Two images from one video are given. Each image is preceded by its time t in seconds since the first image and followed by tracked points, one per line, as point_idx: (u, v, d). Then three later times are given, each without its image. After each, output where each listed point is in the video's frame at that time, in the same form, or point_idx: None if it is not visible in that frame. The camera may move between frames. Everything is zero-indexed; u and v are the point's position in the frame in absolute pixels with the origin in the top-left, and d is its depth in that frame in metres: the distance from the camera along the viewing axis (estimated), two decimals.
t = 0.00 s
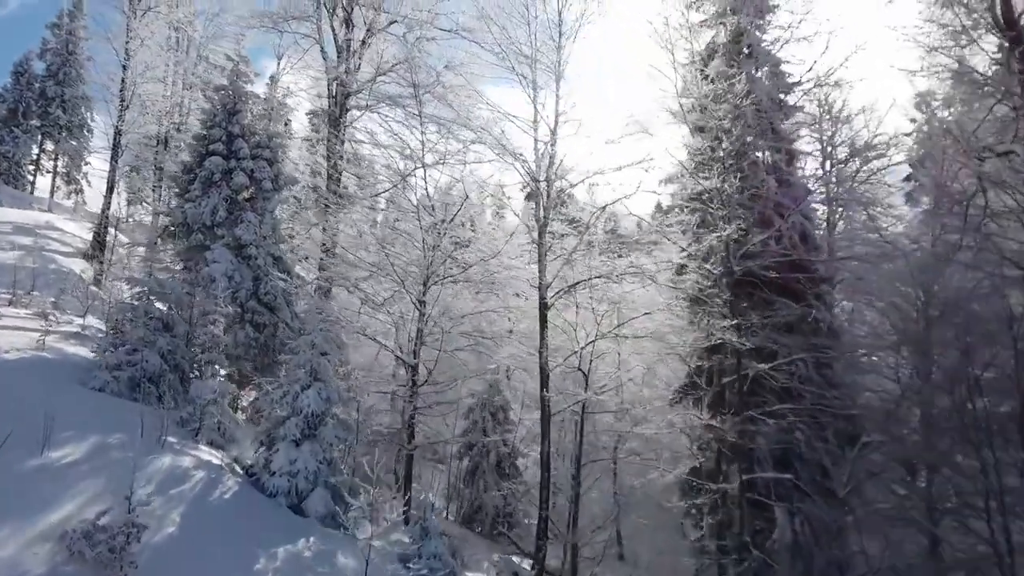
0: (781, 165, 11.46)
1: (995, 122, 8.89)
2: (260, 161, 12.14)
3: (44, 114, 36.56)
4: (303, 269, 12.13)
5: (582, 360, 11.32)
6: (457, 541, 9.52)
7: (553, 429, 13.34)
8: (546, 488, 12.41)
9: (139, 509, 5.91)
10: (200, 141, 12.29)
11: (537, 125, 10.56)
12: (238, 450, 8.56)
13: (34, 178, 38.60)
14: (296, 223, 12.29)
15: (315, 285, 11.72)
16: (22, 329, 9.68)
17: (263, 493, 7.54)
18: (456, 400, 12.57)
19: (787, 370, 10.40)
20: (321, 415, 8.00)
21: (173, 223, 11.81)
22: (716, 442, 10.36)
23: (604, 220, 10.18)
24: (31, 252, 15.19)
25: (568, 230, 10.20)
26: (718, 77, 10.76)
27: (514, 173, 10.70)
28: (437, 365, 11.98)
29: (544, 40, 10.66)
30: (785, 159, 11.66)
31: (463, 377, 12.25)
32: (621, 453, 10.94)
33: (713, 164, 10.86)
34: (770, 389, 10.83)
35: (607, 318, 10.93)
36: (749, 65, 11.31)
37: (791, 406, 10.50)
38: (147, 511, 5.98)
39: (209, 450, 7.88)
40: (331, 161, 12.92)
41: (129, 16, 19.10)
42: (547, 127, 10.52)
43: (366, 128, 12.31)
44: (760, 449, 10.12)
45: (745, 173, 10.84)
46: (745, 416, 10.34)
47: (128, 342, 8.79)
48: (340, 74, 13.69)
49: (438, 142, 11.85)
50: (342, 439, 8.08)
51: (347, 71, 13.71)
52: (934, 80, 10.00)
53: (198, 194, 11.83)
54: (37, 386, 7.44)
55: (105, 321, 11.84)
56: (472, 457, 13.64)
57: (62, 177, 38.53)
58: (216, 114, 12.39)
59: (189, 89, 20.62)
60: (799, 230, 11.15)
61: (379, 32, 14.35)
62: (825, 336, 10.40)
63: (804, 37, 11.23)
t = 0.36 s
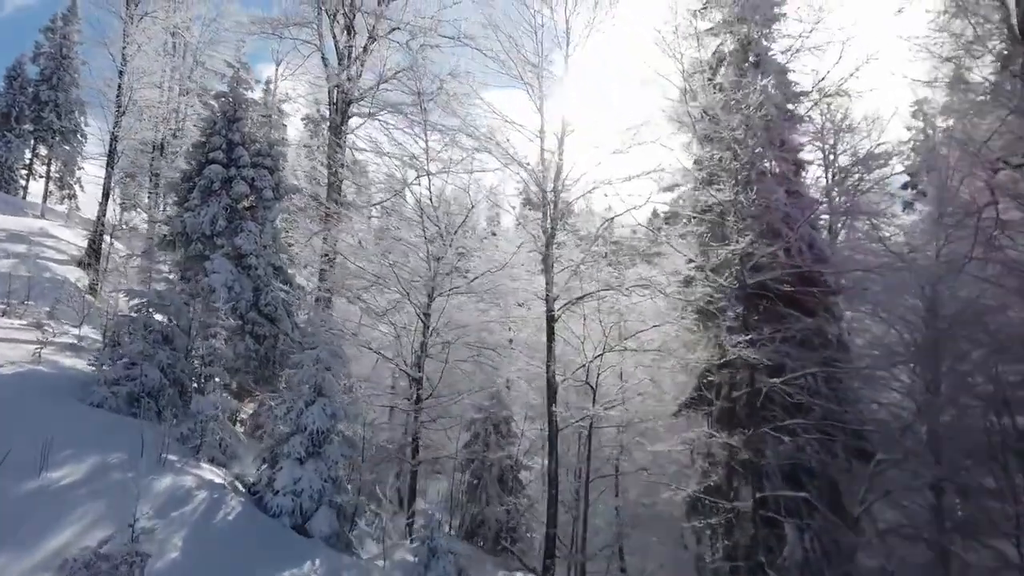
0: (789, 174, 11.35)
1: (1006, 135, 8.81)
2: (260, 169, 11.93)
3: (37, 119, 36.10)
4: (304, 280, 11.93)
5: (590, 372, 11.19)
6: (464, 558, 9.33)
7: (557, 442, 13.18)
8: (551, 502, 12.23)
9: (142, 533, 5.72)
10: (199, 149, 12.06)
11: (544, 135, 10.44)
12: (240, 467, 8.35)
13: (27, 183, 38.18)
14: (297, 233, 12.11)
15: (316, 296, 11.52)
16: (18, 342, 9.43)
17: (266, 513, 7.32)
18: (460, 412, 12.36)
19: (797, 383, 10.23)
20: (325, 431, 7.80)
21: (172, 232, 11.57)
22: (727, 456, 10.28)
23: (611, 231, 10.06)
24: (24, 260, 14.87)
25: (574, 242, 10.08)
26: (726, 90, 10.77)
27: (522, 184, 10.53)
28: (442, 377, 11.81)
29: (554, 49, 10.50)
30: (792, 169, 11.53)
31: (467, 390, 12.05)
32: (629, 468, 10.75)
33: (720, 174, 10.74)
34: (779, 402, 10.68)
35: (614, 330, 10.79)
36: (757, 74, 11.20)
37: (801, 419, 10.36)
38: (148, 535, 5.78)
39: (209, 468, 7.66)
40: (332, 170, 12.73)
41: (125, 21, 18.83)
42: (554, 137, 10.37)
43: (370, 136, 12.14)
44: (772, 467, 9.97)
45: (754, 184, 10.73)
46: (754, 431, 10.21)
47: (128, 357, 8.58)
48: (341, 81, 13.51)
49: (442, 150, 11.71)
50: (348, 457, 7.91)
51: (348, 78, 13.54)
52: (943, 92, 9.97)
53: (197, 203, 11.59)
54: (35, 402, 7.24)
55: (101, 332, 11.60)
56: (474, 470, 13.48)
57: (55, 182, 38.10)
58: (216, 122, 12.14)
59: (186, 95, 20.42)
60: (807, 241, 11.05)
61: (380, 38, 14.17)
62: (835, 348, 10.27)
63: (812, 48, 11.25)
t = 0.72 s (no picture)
0: (797, 184, 11.24)
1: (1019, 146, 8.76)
2: (261, 176, 11.69)
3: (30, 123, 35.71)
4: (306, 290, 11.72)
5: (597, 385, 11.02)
6: None
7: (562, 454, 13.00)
8: (556, 516, 12.05)
9: (145, 558, 5.50)
10: (198, 156, 11.81)
11: (551, 144, 10.31)
12: (243, 484, 8.13)
13: (19, 188, 37.75)
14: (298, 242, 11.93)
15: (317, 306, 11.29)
16: (13, 354, 9.18)
17: (271, 533, 7.11)
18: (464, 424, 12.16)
19: (807, 396, 10.08)
20: (331, 447, 7.61)
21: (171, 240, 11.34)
22: (740, 474, 9.90)
23: (620, 242, 9.91)
24: (17, 268, 14.58)
25: (581, 253, 10.05)
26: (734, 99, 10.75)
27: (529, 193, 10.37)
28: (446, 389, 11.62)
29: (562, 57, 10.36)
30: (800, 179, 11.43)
31: (471, 402, 11.86)
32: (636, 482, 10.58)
33: (729, 184, 10.63)
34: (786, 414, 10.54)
35: (622, 342, 10.63)
36: (765, 83, 11.08)
37: (810, 432, 10.21)
38: (150, 559, 5.58)
39: (211, 486, 7.44)
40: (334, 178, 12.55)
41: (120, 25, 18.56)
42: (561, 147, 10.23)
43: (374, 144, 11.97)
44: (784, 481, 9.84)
45: (763, 194, 10.61)
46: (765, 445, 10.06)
47: (127, 370, 8.36)
48: (342, 88, 13.33)
49: (447, 159, 11.55)
50: (354, 474, 7.72)
51: (350, 85, 13.36)
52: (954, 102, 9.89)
53: (196, 210, 11.32)
54: (32, 419, 7.02)
55: (98, 342, 11.36)
56: (476, 482, 13.25)
57: (48, 186, 37.70)
58: (215, 127, 11.83)
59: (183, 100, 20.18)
60: (816, 252, 10.93)
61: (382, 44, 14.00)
62: (845, 361, 10.16)
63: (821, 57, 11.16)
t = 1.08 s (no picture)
0: (806, 192, 11.13)
1: None
2: (262, 182, 11.48)
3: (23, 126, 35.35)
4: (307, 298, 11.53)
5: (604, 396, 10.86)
6: None
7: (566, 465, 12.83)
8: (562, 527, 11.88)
9: None
10: (197, 161, 11.60)
11: (558, 150, 10.15)
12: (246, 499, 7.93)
13: (12, 192, 37.36)
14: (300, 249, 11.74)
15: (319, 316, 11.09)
16: (8, 364, 8.95)
17: (275, 551, 6.91)
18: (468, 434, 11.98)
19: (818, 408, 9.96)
20: (337, 462, 7.42)
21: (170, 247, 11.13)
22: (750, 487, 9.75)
23: (630, 251, 9.75)
24: (12, 274, 14.32)
25: (590, 262, 9.90)
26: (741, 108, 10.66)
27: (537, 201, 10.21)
28: (449, 399, 11.43)
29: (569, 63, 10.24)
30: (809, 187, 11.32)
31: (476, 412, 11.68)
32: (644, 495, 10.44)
33: (738, 193, 10.51)
34: (797, 426, 10.39)
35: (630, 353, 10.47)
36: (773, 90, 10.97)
37: (821, 445, 10.08)
38: None
39: (214, 503, 7.24)
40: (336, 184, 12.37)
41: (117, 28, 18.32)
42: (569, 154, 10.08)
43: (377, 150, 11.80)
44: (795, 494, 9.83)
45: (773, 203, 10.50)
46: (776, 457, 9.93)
47: (127, 382, 8.14)
48: (344, 93, 13.15)
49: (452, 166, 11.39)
50: (361, 489, 7.53)
51: (352, 89, 13.18)
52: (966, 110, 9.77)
53: (196, 217, 11.13)
54: (30, 433, 6.81)
55: (95, 351, 11.13)
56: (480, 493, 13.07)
57: (41, 190, 37.33)
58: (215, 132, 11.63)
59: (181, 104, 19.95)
60: (825, 261, 10.82)
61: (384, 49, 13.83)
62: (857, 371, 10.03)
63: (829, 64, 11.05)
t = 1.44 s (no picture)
0: (816, 199, 11.00)
1: None
2: (263, 187, 11.27)
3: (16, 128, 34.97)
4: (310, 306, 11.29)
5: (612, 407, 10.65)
6: None
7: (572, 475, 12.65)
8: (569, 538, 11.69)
9: None
10: (198, 166, 11.39)
11: (567, 157, 9.98)
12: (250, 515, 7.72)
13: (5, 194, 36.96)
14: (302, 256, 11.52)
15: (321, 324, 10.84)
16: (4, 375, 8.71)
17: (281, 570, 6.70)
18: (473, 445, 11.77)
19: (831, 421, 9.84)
20: (344, 477, 7.22)
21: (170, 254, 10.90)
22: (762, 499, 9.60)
23: (640, 259, 9.59)
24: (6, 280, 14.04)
25: (599, 270, 9.73)
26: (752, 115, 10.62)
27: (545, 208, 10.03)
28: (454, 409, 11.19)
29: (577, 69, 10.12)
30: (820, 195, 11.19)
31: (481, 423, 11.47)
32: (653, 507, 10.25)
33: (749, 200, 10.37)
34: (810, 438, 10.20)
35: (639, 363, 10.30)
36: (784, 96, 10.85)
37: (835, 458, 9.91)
38: None
39: (218, 520, 7.02)
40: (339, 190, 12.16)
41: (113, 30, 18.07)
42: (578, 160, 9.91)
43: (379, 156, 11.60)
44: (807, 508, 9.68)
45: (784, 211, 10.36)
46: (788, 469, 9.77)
47: (127, 395, 7.91)
48: (347, 97, 12.96)
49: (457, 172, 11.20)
50: (368, 504, 7.33)
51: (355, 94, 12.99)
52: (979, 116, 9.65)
53: (196, 223, 10.92)
54: (28, 449, 6.59)
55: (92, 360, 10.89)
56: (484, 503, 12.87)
57: (34, 193, 36.93)
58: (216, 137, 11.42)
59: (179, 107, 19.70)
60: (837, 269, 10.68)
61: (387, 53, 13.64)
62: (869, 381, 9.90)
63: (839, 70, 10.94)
